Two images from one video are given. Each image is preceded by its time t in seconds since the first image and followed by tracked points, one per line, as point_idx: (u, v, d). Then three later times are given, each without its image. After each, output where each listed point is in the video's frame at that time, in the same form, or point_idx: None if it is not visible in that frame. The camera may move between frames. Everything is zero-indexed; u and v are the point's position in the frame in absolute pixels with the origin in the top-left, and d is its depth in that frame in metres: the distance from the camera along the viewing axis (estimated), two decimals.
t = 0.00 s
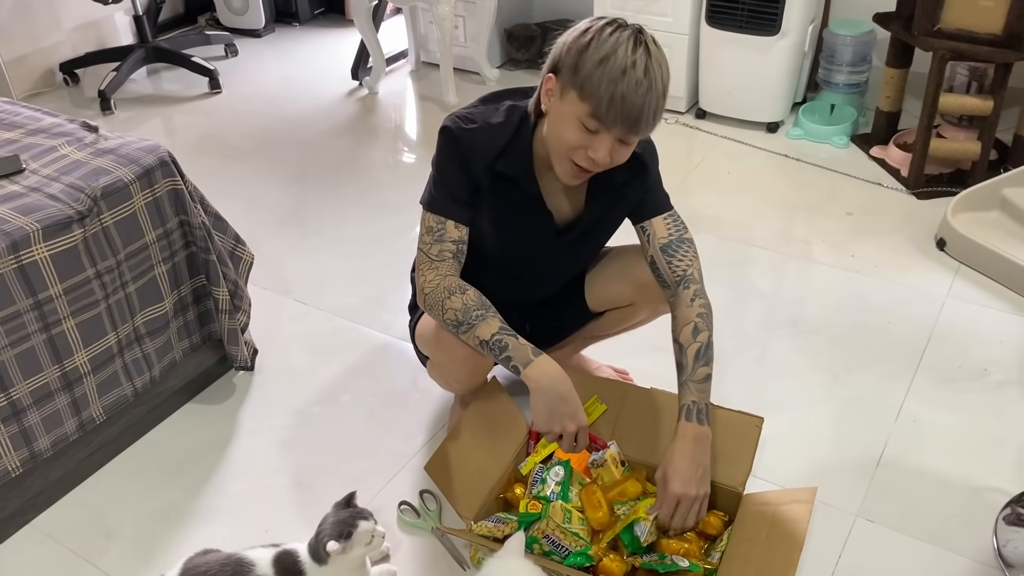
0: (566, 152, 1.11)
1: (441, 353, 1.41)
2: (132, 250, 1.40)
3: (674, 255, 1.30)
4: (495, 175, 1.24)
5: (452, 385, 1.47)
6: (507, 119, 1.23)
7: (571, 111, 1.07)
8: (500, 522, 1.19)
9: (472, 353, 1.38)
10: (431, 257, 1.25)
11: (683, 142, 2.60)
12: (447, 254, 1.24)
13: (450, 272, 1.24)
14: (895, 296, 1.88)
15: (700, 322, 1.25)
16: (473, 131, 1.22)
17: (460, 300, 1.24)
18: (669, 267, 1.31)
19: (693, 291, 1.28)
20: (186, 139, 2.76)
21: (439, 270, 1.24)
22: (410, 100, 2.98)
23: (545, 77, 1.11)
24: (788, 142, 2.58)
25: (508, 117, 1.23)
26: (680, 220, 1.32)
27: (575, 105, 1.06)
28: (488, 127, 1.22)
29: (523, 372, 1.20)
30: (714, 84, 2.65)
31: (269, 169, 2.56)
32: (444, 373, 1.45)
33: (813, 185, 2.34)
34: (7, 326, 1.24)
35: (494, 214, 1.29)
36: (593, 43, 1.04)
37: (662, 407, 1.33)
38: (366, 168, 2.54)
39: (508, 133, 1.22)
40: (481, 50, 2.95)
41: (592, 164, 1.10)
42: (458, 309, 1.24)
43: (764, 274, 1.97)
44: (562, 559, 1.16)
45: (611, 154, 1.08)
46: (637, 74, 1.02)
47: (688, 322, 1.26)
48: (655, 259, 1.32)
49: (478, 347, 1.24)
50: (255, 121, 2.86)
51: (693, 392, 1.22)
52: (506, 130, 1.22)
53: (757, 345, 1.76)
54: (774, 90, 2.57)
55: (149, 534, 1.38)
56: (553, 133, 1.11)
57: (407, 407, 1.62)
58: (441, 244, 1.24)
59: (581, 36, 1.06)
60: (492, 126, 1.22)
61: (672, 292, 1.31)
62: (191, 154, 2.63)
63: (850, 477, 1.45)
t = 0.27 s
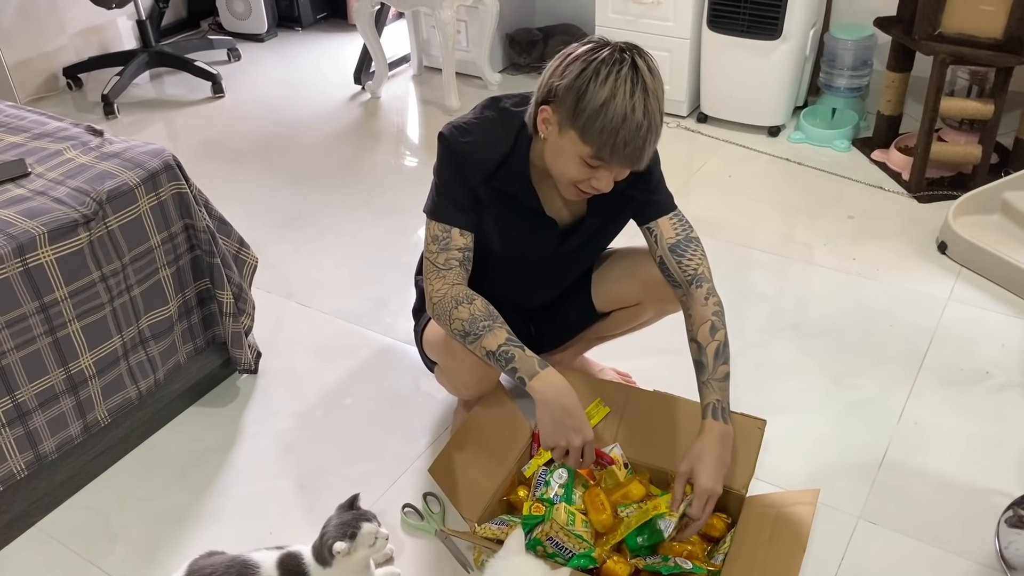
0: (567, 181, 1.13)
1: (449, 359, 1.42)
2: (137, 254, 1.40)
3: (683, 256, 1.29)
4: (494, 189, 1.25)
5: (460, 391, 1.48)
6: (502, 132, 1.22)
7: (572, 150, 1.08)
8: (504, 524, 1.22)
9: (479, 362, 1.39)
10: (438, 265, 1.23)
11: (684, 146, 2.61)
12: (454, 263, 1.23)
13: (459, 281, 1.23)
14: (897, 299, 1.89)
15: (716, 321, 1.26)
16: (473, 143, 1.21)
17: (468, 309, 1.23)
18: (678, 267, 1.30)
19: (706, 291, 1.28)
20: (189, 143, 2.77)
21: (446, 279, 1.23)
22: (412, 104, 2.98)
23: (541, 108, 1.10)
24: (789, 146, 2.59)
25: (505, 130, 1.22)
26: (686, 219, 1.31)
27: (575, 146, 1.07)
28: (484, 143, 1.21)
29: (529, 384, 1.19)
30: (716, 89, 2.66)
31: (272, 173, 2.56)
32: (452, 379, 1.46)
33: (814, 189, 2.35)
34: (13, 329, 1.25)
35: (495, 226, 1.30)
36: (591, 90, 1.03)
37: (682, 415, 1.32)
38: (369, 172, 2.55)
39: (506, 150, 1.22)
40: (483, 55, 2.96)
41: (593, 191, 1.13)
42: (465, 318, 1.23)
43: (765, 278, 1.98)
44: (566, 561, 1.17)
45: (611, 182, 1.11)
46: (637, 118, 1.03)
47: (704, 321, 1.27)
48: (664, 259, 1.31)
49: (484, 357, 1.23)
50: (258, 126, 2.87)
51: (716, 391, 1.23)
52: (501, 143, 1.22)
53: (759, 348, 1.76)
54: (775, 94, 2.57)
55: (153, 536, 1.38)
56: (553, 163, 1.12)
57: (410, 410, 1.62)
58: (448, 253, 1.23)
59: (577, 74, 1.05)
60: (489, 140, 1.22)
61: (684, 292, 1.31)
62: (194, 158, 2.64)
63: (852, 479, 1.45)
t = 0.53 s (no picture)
0: (580, 185, 1.14)
1: (451, 360, 1.43)
2: (141, 252, 1.41)
3: (690, 259, 1.30)
4: (503, 194, 1.26)
5: (461, 392, 1.48)
6: (509, 137, 1.23)
7: (584, 155, 1.08)
8: (506, 520, 1.23)
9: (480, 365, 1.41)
10: (452, 267, 1.23)
11: (684, 147, 2.62)
12: (468, 266, 1.23)
13: (471, 285, 1.23)
14: (897, 298, 1.89)
15: (725, 323, 1.27)
16: (483, 147, 1.21)
17: (485, 318, 1.23)
18: (685, 270, 1.31)
19: (714, 293, 1.29)
20: (191, 144, 2.77)
21: (461, 281, 1.23)
22: (413, 105, 2.99)
23: (547, 118, 1.10)
24: (788, 147, 2.60)
25: (513, 135, 1.23)
26: (691, 223, 1.32)
27: (587, 151, 1.07)
28: (494, 146, 1.22)
29: (545, 404, 1.19)
30: (715, 90, 2.67)
31: (273, 174, 2.57)
32: (452, 380, 1.47)
33: (814, 189, 2.36)
34: (18, 327, 1.26)
35: (503, 231, 1.31)
36: (598, 96, 1.04)
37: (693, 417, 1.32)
38: (370, 173, 2.55)
39: (514, 155, 1.23)
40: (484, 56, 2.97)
41: (607, 192, 1.14)
42: (482, 327, 1.22)
43: (765, 278, 1.99)
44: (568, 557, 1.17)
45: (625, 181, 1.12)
46: (647, 118, 1.04)
47: (714, 324, 1.27)
48: (670, 262, 1.32)
49: (499, 368, 1.23)
50: (259, 127, 2.88)
51: (727, 395, 1.23)
52: (508, 147, 1.23)
53: (759, 347, 1.77)
54: (774, 95, 2.58)
55: (156, 534, 1.39)
56: (565, 170, 1.13)
57: (412, 409, 1.63)
58: (461, 256, 1.22)
59: (581, 80, 1.05)
60: (498, 144, 1.22)
61: (692, 295, 1.32)
62: (195, 159, 2.65)
63: (853, 477, 1.46)
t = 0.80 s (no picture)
0: (593, 187, 1.15)
1: (455, 361, 1.44)
2: (145, 249, 1.42)
3: (699, 262, 1.30)
4: (515, 197, 1.26)
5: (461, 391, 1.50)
6: (522, 139, 1.23)
7: (599, 158, 1.09)
8: (508, 514, 1.24)
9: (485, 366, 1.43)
10: (462, 269, 1.22)
11: (683, 147, 2.63)
12: (479, 269, 1.23)
13: (481, 288, 1.23)
14: (894, 296, 1.91)
15: (737, 327, 1.27)
16: (495, 149, 1.22)
17: (494, 324, 1.21)
18: (695, 273, 1.31)
19: (725, 296, 1.29)
20: (192, 144, 2.79)
21: (471, 285, 1.22)
22: (413, 106, 3.01)
23: (561, 120, 1.11)
24: (787, 147, 2.61)
25: (525, 137, 1.24)
26: (700, 226, 1.32)
27: (602, 153, 1.08)
28: (506, 147, 1.23)
29: (548, 414, 1.18)
30: (714, 90, 2.68)
31: (274, 173, 2.58)
32: (456, 379, 1.48)
33: (812, 188, 2.37)
34: (23, 322, 1.27)
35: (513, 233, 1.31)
36: (614, 98, 1.04)
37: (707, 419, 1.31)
38: (370, 173, 2.57)
39: (526, 158, 1.24)
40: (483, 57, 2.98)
41: (620, 193, 1.15)
42: (490, 333, 1.21)
43: (764, 276, 2.00)
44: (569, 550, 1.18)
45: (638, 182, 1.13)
46: (663, 120, 1.04)
47: (725, 327, 1.27)
48: (680, 265, 1.32)
49: (506, 375, 1.22)
50: (260, 127, 2.89)
51: (739, 398, 1.24)
52: (521, 149, 1.23)
53: (758, 344, 1.78)
54: (773, 96, 2.60)
55: (159, 528, 1.40)
56: (578, 171, 1.14)
57: (413, 405, 1.64)
58: (473, 258, 1.22)
59: (597, 83, 1.06)
60: (511, 146, 1.23)
61: (702, 299, 1.31)
62: (196, 159, 2.66)
63: (851, 472, 1.47)
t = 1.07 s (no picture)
0: (594, 188, 1.16)
1: (447, 358, 1.45)
2: (141, 247, 1.43)
3: (696, 262, 1.31)
4: (517, 195, 1.27)
5: (454, 387, 1.50)
6: (527, 137, 1.24)
7: (600, 160, 1.10)
8: (502, 511, 1.24)
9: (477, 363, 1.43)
10: (461, 264, 1.23)
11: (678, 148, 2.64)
12: (478, 266, 1.23)
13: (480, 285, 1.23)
14: (887, 295, 1.92)
15: (733, 327, 1.28)
16: (500, 145, 1.23)
17: (490, 321, 1.22)
18: (691, 274, 1.32)
19: (720, 297, 1.30)
20: (188, 144, 2.79)
21: (469, 280, 1.23)
22: (409, 106, 3.02)
23: (565, 120, 1.12)
24: (781, 147, 2.62)
25: (530, 136, 1.24)
26: (696, 226, 1.33)
27: (603, 156, 1.09)
28: (511, 144, 1.24)
29: (534, 417, 1.19)
30: (709, 91, 2.69)
31: (271, 173, 2.59)
32: (447, 375, 1.49)
33: (806, 189, 2.38)
34: (19, 319, 1.27)
35: (514, 231, 1.32)
36: (619, 103, 1.05)
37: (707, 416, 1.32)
38: (366, 173, 2.57)
39: (529, 155, 1.25)
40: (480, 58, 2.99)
41: (620, 196, 1.17)
42: (486, 330, 1.22)
43: (758, 275, 2.01)
44: (563, 547, 1.19)
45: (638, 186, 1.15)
46: (665, 127, 1.05)
47: (721, 328, 1.29)
48: (677, 265, 1.33)
49: (496, 374, 1.23)
50: (256, 128, 2.90)
51: (734, 398, 1.26)
52: (526, 146, 1.24)
53: (751, 343, 1.79)
54: (767, 97, 2.61)
55: (155, 526, 1.40)
56: (580, 172, 1.15)
57: (408, 404, 1.65)
58: (473, 254, 1.23)
59: (602, 87, 1.06)
60: (515, 142, 1.24)
61: (697, 298, 1.32)
62: (192, 159, 2.66)
63: (843, 469, 1.48)
